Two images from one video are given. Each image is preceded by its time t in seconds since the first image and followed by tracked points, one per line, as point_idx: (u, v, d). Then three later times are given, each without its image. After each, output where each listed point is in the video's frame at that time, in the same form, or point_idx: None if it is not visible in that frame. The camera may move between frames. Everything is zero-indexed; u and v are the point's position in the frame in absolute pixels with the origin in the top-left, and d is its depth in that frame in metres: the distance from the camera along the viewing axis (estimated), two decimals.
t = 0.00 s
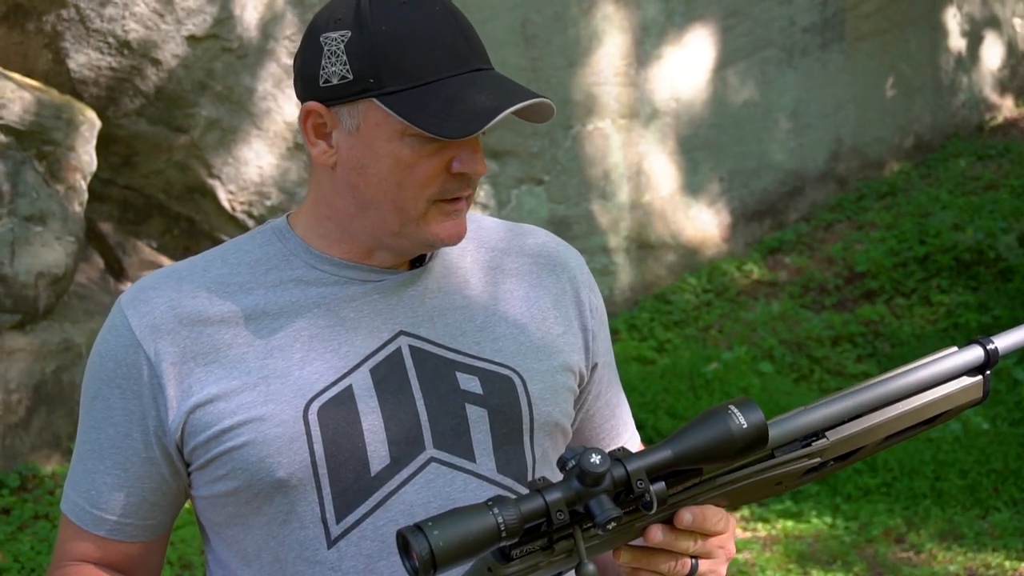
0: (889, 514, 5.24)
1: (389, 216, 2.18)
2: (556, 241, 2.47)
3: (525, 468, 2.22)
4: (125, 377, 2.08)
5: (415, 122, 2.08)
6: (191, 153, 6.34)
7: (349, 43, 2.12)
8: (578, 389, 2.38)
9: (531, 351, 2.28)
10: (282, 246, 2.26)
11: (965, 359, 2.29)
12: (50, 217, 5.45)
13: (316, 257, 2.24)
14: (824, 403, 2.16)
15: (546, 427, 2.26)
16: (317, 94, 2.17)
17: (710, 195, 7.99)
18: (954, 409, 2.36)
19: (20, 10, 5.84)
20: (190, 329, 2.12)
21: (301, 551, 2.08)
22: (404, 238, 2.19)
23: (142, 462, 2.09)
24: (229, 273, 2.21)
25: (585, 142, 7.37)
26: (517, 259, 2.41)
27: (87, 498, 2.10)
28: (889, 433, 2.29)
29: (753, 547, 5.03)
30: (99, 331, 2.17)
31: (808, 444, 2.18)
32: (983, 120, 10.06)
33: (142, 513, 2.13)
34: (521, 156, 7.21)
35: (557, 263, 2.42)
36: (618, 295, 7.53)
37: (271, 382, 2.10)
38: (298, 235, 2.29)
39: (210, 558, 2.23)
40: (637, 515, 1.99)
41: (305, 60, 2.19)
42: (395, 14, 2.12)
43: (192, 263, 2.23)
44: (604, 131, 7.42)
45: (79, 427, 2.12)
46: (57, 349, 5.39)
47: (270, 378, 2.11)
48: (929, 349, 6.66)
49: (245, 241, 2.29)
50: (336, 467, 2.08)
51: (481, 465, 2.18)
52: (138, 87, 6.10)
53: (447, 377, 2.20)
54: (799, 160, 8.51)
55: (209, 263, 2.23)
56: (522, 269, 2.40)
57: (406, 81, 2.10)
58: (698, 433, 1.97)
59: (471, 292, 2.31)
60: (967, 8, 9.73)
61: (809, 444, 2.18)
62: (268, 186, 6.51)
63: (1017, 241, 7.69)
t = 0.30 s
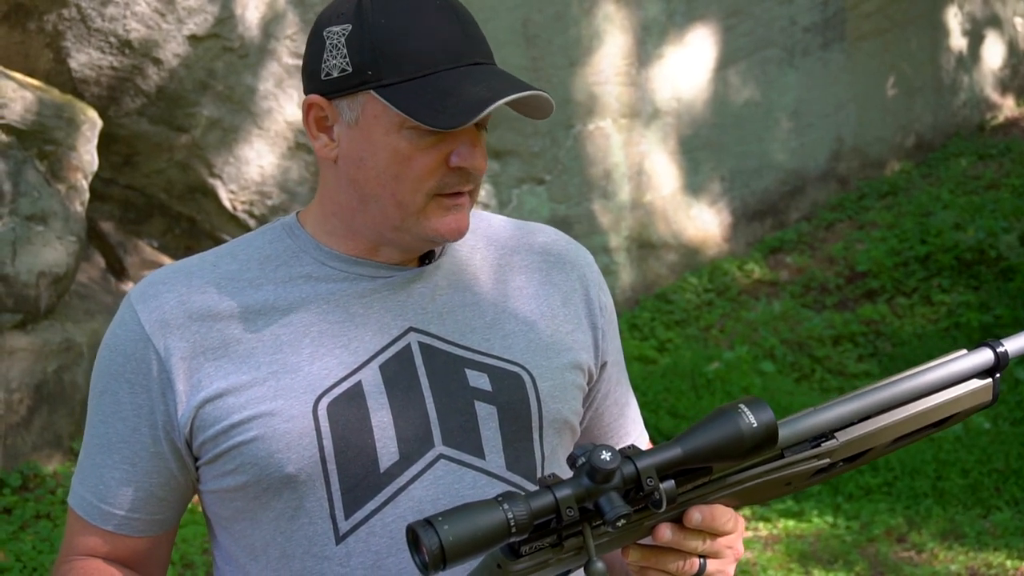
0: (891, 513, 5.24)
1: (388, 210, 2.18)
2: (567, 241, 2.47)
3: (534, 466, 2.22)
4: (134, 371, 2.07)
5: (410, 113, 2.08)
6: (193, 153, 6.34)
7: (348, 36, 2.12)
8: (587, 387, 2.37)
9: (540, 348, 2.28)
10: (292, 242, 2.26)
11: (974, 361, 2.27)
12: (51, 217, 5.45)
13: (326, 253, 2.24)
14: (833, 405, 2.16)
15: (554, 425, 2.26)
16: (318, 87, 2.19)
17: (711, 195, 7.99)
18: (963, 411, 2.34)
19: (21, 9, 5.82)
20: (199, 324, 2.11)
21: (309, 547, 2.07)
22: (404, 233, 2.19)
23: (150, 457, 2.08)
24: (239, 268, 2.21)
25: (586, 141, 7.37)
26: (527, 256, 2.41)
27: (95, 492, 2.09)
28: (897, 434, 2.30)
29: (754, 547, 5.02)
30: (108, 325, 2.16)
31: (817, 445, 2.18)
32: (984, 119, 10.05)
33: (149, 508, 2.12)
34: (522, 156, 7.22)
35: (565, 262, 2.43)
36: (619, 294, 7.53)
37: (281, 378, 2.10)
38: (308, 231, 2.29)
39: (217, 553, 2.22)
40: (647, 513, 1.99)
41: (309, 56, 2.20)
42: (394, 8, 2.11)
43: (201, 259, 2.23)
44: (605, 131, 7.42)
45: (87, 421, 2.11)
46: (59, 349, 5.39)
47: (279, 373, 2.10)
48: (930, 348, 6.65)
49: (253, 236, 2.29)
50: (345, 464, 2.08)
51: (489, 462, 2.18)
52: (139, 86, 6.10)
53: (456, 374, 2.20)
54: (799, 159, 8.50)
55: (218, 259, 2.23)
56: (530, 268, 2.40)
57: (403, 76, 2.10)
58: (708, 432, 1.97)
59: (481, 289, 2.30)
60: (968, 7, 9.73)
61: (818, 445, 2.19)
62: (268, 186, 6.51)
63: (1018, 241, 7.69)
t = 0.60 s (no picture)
0: (891, 513, 5.26)
1: (344, 175, 2.18)
2: (575, 243, 2.50)
3: (541, 469, 2.21)
4: (143, 374, 2.06)
5: (359, 59, 2.12)
6: (194, 154, 6.35)
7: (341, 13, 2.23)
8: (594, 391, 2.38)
9: (548, 351, 2.27)
10: (299, 243, 2.24)
11: (986, 367, 2.31)
12: (53, 217, 5.45)
13: (332, 252, 2.22)
14: (844, 410, 2.18)
15: (562, 428, 2.25)
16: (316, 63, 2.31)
17: (711, 195, 8.00)
18: (974, 418, 2.37)
19: (23, 10, 5.82)
20: (207, 326, 2.10)
21: (317, 551, 2.06)
22: (357, 199, 2.17)
23: (159, 460, 2.07)
24: (247, 270, 2.20)
25: (586, 142, 7.38)
26: (534, 260, 2.41)
27: (103, 494, 2.09)
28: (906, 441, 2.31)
29: (756, 547, 5.03)
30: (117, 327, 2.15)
31: (826, 451, 2.19)
32: (984, 120, 10.06)
33: (158, 510, 2.11)
34: (523, 156, 7.25)
35: (572, 267, 2.43)
36: (620, 295, 7.53)
37: (288, 380, 2.08)
38: (314, 231, 2.27)
39: (225, 555, 2.22)
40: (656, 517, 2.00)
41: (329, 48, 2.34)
42: None
43: (210, 260, 2.21)
44: (606, 131, 7.43)
45: (96, 424, 2.10)
46: (60, 349, 5.40)
47: (287, 376, 2.09)
48: (930, 349, 6.66)
49: (262, 238, 2.28)
50: (353, 467, 2.07)
51: (496, 466, 2.17)
52: (141, 87, 6.11)
53: (464, 378, 2.19)
54: (800, 160, 8.51)
55: (227, 261, 2.21)
56: (538, 270, 2.40)
57: (363, 25, 2.13)
58: (716, 435, 1.98)
59: (489, 291, 2.29)
60: (968, 8, 9.74)
61: (828, 450, 2.19)
62: (269, 186, 6.52)
63: (1018, 241, 7.70)
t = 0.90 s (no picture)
0: (890, 512, 5.27)
1: (343, 173, 2.20)
2: (575, 242, 2.50)
3: (540, 468, 2.22)
4: (143, 373, 2.07)
5: (353, 55, 2.14)
6: (194, 154, 6.36)
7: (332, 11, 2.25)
8: (594, 389, 2.38)
9: (547, 350, 2.28)
10: (299, 242, 2.25)
11: (985, 368, 2.33)
12: (52, 217, 5.46)
13: (331, 251, 2.23)
14: (843, 411, 2.19)
15: (561, 428, 2.26)
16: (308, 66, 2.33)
17: (710, 195, 8.01)
18: (974, 419, 2.38)
19: (23, 10, 5.85)
20: (208, 326, 2.10)
21: (317, 550, 2.07)
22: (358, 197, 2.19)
23: (159, 459, 2.08)
24: (247, 269, 2.20)
25: (585, 142, 7.39)
26: (534, 259, 2.41)
27: (104, 492, 2.10)
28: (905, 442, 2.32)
29: (754, 546, 5.04)
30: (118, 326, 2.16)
31: (824, 451, 2.20)
32: (983, 120, 10.07)
33: (159, 508, 2.12)
34: (523, 156, 7.25)
35: (572, 265, 2.44)
36: (619, 294, 7.54)
37: (288, 380, 2.09)
38: (314, 230, 2.28)
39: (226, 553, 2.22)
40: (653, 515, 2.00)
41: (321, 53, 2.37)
42: None
43: (211, 260, 2.22)
44: (605, 131, 7.44)
45: (97, 422, 2.11)
46: (60, 349, 5.41)
47: (287, 375, 2.09)
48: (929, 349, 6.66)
49: (263, 237, 2.28)
50: (352, 466, 2.08)
51: (495, 465, 2.18)
52: (140, 87, 6.12)
53: (463, 377, 2.19)
54: (799, 160, 8.52)
55: (227, 260, 2.22)
56: (538, 269, 2.40)
57: (354, 22, 2.16)
58: (712, 434, 1.98)
59: (488, 290, 2.30)
60: (967, 8, 9.75)
61: (825, 451, 2.20)
62: (269, 186, 6.52)
63: (1017, 241, 7.71)
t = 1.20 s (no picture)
0: (889, 512, 5.27)
1: (330, 176, 2.20)
2: (567, 241, 2.51)
3: (534, 465, 2.22)
4: (137, 375, 2.08)
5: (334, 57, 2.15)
6: (193, 154, 6.36)
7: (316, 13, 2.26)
8: (587, 388, 2.39)
9: (540, 350, 2.28)
10: (291, 243, 2.26)
11: (980, 365, 2.33)
12: (52, 217, 5.46)
13: (323, 253, 2.23)
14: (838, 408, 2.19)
15: (554, 427, 2.26)
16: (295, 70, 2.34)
17: (709, 195, 8.02)
18: (970, 416, 2.39)
19: (22, 10, 5.84)
20: (200, 327, 2.11)
21: (311, 550, 2.07)
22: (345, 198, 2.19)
23: (153, 460, 2.08)
24: (240, 271, 2.21)
25: (585, 142, 7.39)
26: (527, 259, 2.42)
27: (98, 494, 2.10)
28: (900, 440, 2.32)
29: (753, 546, 5.05)
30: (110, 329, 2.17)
31: (821, 450, 2.20)
32: (982, 120, 10.07)
33: (153, 509, 2.12)
34: (522, 156, 7.26)
35: (564, 264, 2.45)
36: (619, 294, 7.55)
37: (280, 381, 2.09)
38: (306, 231, 2.28)
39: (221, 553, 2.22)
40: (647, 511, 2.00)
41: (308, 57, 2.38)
42: None
43: (204, 262, 2.23)
44: (604, 131, 7.44)
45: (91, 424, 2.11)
46: (59, 349, 5.42)
47: (280, 376, 2.10)
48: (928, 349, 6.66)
49: (256, 239, 2.29)
50: (345, 467, 2.08)
51: (488, 465, 2.17)
52: (139, 87, 6.13)
53: (456, 377, 2.19)
54: (798, 159, 8.53)
55: (220, 262, 2.23)
56: (531, 268, 2.41)
57: (337, 23, 2.17)
58: (707, 430, 1.99)
59: (481, 290, 2.30)
60: (966, 8, 9.75)
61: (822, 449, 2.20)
62: (268, 186, 6.52)
63: (1016, 241, 7.71)
